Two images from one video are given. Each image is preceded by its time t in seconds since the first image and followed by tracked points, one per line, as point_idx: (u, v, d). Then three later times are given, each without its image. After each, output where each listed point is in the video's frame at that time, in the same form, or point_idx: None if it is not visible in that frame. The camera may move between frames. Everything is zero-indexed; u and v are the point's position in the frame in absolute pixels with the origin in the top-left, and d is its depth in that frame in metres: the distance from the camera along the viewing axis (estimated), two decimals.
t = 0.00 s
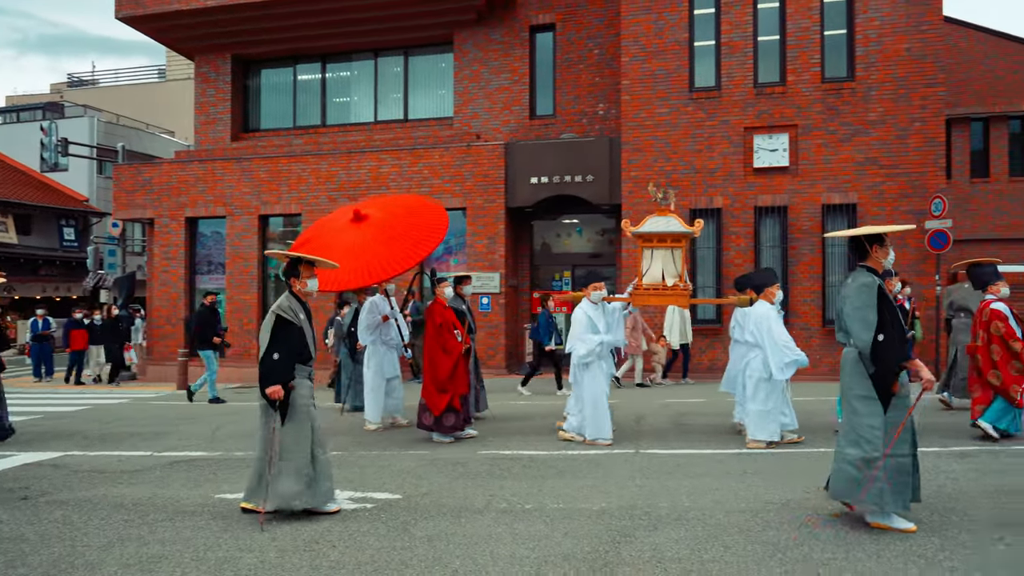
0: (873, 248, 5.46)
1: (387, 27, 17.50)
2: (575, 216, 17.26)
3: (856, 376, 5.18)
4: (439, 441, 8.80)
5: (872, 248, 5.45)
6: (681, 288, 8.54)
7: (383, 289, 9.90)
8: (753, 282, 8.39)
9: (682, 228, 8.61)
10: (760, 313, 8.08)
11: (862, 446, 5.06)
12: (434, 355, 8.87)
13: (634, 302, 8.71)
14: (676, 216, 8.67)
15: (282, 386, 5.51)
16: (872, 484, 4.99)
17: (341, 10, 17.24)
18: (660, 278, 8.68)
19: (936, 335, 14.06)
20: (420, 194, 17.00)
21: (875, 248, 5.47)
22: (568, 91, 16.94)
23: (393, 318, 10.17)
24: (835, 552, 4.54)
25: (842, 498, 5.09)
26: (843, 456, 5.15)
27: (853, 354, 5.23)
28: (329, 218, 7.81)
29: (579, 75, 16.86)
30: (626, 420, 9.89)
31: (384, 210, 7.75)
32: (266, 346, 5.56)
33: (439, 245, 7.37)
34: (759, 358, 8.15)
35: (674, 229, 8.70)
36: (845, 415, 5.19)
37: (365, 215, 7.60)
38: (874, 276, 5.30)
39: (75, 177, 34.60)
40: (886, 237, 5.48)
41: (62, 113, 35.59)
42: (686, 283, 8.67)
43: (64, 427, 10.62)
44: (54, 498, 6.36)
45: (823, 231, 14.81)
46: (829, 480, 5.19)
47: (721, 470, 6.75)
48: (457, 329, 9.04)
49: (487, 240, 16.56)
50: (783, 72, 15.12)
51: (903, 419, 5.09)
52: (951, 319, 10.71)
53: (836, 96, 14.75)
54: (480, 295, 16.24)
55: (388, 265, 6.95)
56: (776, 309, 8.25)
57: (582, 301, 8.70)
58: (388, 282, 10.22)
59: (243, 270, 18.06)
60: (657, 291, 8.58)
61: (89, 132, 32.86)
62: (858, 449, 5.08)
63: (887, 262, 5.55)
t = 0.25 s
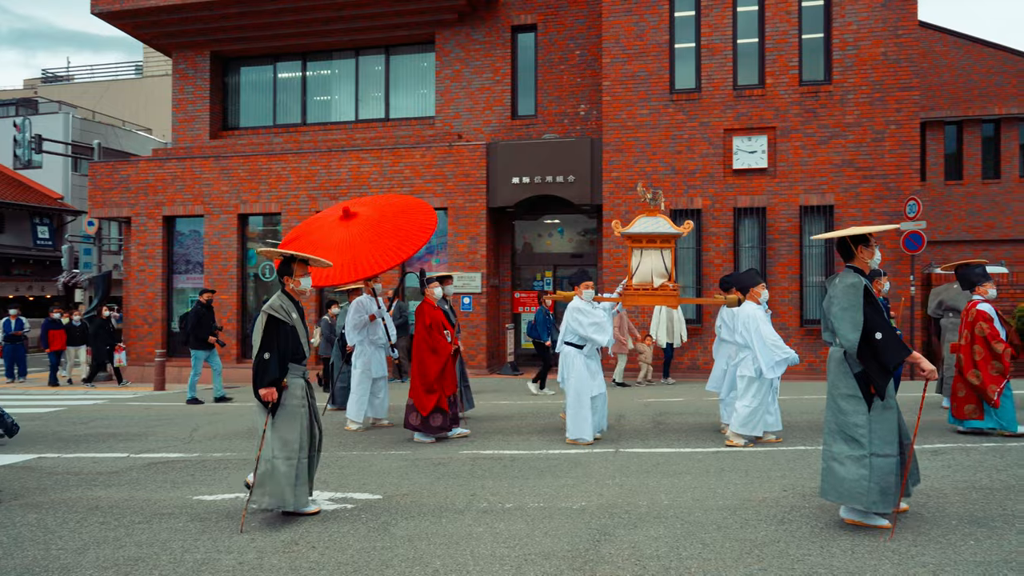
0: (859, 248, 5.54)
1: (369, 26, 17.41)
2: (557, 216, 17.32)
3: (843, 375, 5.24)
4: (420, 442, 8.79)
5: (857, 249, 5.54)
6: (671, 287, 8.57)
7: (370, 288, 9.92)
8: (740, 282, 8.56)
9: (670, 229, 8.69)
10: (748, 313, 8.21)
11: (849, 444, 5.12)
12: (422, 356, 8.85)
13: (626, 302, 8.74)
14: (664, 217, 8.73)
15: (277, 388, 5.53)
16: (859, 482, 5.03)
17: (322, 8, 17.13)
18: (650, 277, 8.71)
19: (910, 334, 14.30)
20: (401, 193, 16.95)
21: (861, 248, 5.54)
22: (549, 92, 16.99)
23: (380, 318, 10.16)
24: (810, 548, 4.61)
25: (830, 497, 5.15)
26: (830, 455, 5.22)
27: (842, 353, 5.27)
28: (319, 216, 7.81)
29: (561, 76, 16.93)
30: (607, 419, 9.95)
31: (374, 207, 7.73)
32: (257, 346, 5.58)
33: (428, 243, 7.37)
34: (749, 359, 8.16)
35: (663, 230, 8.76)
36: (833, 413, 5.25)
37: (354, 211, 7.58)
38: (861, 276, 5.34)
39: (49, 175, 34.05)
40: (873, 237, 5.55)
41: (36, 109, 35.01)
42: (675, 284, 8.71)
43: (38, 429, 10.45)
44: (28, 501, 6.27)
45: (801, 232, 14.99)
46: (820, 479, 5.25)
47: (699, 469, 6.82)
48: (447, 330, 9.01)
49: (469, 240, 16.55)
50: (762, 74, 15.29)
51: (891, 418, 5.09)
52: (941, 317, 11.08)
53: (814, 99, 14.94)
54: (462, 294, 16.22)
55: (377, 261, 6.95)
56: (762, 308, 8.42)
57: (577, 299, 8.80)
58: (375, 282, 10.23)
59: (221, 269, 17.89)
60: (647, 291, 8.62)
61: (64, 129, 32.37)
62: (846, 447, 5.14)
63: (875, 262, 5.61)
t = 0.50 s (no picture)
0: (848, 248, 5.61)
1: (350, 24, 17.31)
2: (539, 216, 17.36)
3: (828, 374, 5.31)
4: (403, 442, 8.78)
5: (845, 249, 5.61)
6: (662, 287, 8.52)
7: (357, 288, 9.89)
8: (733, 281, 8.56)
9: (661, 228, 8.59)
10: (739, 312, 8.37)
11: (832, 441, 5.20)
12: (418, 354, 8.82)
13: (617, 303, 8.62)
14: (655, 217, 8.66)
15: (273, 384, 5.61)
16: (842, 478, 5.11)
17: (303, 7, 17.01)
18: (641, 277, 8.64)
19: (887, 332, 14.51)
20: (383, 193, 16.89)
21: (849, 249, 5.61)
22: (532, 92, 17.03)
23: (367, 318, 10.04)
24: (789, 544, 4.67)
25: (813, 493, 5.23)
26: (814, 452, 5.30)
27: (827, 352, 5.34)
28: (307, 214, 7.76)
29: (543, 76, 16.97)
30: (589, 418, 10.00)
31: (361, 206, 7.69)
32: (250, 344, 5.70)
33: (417, 241, 7.36)
34: (738, 357, 8.30)
35: (654, 229, 8.69)
36: (818, 411, 5.33)
37: (342, 210, 7.52)
38: (848, 277, 5.40)
39: (24, 173, 33.49)
40: (862, 237, 5.62)
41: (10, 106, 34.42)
42: (666, 283, 8.68)
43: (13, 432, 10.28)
44: (2, 504, 6.17)
45: (780, 231, 15.15)
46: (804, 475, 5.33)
47: (680, 467, 6.88)
48: (441, 328, 8.99)
49: (452, 240, 16.53)
50: (742, 76, 15.42)
51: (874, 416, 5.17)
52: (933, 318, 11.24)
53: (793, 100, 15.10)
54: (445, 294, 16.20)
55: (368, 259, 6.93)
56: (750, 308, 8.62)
57: (571, 299, 8.74)
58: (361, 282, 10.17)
59: (201, 269, 17.72)
60: (638, 291, 8.55)
61: (40, 126, 31.86)
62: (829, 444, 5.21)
63: (864, 262, 5.67)
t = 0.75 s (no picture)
0: (839, 247, 5.68)
1: (333, 22, 17.21)
2: (523, 215, 17.37)
3: (818, 370, 5.36)
4: (386, 442, 8.76)
5: (838, 247, 5.68)
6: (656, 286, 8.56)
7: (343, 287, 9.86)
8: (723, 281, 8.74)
9: (655, 228, 8.60)
10: (728, 312, 8.43)
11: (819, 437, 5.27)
12: (409, 353, 8.83)
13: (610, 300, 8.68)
14: (649, 216, 8.63)
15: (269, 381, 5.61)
16: (827, 474, 5.19)
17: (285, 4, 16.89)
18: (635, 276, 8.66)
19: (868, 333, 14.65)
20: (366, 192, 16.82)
21: (842, 247, 5.68)
22: (515, 91, 17.05)
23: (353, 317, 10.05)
24: (769, 541, 4.71)
25: (799, 486, 5.31)
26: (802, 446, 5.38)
27: (819, 348, 5.39)
28: (291, 211, 7.60)
29: (527, 76, 16.99)
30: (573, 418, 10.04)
31: (347, 203, 7.62)
32: (245, 340, 5.72)
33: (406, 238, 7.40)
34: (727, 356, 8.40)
35: (647, 229, 8.68)
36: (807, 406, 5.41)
37: (330, 207, 7.44)
38: (841, 274, 5.46)
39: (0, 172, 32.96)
40: (853, 235, 5.70)
41: None
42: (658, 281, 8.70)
43: None
44: None
45: (762, 231, 15.28)
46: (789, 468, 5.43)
47: (663, 465, 6.92)
48: (432, 326, 8.98)
49: (435, 239, 16.49)
50: (724, 77, 15.53)
51: (862, 415, 5.21)
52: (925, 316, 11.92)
53: (775, 101, 15.23)
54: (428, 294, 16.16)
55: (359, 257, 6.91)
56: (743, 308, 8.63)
57: (566, 297, 8.89)
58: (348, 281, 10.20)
59: (182, 268, 17.54)
60: (631, 290, 8.59)
61: (16, 124, 31.38)
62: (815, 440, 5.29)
63: (856, 260, 5.74)
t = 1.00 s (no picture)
0: (831, 246, 5.74)
1: (317, 20, 17.11)
2: (508, 215, 17.37)
3: (811, 367, 5.40)
4: (370, 442, 8.72)
5: (829, 246, 5.74)
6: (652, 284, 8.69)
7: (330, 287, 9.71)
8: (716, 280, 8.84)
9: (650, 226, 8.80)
10: (724, 312, 8.24)
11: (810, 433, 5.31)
12: (399, 352, 8.71)
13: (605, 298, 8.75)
14: (644, 215, 8.87)
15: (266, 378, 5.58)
16: (818, 469, 5.25)
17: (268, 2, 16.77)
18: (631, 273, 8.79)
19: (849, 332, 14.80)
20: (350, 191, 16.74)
21: (833, 246, 5.74)
22: (500, 91, 17.05)
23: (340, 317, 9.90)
24: (751, 538, 4.75)
25: (791, 482, 5.30)
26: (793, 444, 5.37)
27: (810, 345, 5.43)
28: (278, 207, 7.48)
29: (511, 75, 17.00)
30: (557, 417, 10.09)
31: (337, 201, 7.60)
32: (241, 339, 5.67)
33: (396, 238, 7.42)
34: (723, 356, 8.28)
35: (642, 228, 8.89)
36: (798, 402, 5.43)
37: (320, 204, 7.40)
38: (833, 272, 5.54)
39: None
40: (844, 234, 5.77)
41: None
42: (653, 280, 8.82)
43: None
44: None
45: (745, 232, 15.39)
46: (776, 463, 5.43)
47: (646, 464, 6.95)
48: (422, 326, 8.86)
49: (420, 239, 16.44)
50: (708, 78, 15.63)
51: (853, 411, 5.31)
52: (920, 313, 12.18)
53: (757, 102, 15.35)
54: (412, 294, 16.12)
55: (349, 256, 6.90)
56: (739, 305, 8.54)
57: (560, 298, 8.91)
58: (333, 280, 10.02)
59: (163, 267, 17.36)
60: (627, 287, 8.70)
61: None
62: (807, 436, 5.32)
63: (846, 259, 5.82)
